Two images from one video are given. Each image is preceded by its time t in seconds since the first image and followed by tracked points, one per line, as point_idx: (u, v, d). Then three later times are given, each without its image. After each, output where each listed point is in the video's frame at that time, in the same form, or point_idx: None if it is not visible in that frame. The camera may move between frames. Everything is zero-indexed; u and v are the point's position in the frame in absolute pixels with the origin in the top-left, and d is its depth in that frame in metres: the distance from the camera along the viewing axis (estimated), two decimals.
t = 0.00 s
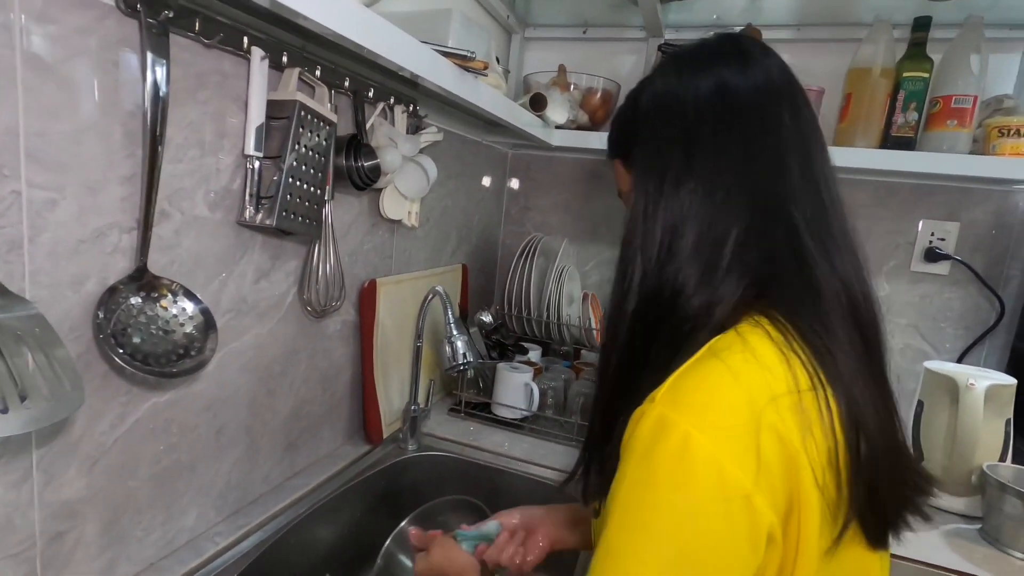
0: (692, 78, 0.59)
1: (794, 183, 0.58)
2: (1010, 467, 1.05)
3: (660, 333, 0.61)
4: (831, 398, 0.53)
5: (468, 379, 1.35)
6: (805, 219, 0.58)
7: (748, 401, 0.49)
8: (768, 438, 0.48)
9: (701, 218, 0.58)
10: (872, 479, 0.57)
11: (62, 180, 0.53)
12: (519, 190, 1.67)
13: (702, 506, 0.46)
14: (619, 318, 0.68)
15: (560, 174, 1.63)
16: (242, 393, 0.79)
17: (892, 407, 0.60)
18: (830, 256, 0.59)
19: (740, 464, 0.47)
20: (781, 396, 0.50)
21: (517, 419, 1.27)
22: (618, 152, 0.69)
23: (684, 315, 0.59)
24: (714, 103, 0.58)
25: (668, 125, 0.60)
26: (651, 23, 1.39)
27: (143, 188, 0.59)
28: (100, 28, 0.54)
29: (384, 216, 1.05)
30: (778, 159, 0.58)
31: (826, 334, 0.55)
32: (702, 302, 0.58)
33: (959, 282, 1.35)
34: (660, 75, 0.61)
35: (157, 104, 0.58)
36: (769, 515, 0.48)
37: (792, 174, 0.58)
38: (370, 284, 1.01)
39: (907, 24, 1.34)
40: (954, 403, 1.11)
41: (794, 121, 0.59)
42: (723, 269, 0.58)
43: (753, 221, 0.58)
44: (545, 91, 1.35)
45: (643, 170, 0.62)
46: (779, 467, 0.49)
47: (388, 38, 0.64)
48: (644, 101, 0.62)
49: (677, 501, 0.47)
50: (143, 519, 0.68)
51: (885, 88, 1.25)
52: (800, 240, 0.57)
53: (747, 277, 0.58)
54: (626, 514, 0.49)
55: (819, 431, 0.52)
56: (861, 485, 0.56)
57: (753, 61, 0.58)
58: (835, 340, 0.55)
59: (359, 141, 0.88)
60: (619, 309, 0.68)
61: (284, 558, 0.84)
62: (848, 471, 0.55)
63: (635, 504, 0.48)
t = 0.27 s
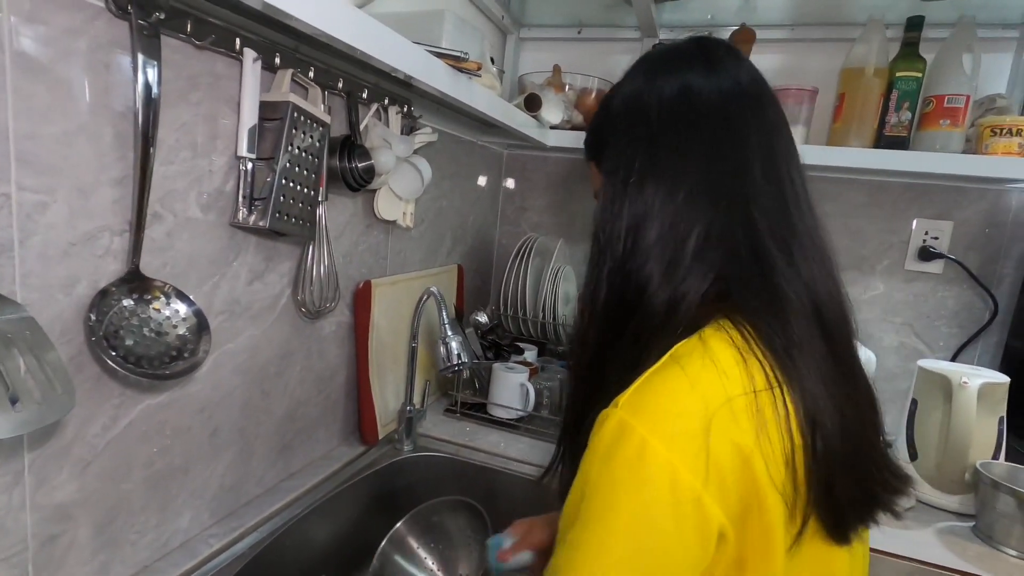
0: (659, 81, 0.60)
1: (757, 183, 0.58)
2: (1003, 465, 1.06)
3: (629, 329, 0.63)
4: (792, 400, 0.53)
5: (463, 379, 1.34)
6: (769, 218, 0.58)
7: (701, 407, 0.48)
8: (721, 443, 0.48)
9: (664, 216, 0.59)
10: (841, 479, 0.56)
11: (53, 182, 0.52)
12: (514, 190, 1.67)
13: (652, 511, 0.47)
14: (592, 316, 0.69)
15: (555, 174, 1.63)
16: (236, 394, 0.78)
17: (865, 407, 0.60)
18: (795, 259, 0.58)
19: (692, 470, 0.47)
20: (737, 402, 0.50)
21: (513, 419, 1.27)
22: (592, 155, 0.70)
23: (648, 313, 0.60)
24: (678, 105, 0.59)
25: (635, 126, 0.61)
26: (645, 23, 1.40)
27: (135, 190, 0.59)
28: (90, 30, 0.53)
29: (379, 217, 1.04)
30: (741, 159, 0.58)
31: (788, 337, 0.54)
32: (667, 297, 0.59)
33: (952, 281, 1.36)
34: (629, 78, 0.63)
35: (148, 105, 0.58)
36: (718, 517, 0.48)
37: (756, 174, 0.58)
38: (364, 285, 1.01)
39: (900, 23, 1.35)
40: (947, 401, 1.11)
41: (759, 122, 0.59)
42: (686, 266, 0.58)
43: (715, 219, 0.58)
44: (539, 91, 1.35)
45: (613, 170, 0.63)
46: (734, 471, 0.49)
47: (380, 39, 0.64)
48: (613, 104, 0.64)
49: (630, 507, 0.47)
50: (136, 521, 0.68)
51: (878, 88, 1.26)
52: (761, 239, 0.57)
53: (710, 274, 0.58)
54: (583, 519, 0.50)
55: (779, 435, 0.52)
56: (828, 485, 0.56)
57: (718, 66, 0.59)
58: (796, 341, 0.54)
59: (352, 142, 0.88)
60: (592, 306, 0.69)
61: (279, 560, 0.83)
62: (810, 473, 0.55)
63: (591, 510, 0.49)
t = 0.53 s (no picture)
0: (631, 91, 0.61)
1: (729, 188, 0.59)
2: (996, 467, 1.06)
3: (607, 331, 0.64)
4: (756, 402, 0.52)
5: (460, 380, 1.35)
6: (739, 224, 0.59)
7: (657, 403, 0.50)
8: (675, 440, 0.49)
9: (639, 219, 0.60)
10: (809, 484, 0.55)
11: (50, 181, 0.52)
12: (512, 191, 1.67)
13: (603, 503, 0.48)
14: (573, 318, 0.70)
15: (553, 175, 1.63)
16: (232, 394, 0.78)
17: (836, 412, 0.59)
18: (765, 265, 0.58)
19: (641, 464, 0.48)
20: (695, 401, 0.51)
21: (509, 420, 1.28)
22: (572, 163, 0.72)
23: (623, 316, 0.61)
24: (649, 113, 0.60)
25: (609, 133, 0.62)
26: (644, 26, 1.40)
27: (133, 189, 0.59)
28: (89, 29, 0.54)
29: (376, 217, 1.05)
30: (712, 165, 0.59)
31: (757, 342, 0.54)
32: (644, 296, 0.60)
33: (948, 284, 1.37)
34: (605, 86, 0.64)
35: (146, 104, 0.58)
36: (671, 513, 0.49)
37: (727, 180, 0.59)
38: (362, 285, 1.01)
39: (897, 28, 1.35)
40: (941, 404, 1.12)
41: (730, 130, 0.60)
42: (660, 267, 0.59)
43: (687, 223, 0.59)
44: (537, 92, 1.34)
45: (590, 176, 0.65)
46: (686, 468, 0.50)
47: (379, 41, 0.65)
48: (589, 113, 0.65)
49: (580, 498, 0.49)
50: (132, 521, 0.68)
51: (875, 92, 1.26)
52: (731, 244, 0.58)
53: (684, 276, 0.59)
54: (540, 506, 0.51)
55: (742, 436, 0.52)
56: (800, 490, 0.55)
57: (688, 77, 0.60)
58: (765, 344, 0.54)
59: (350, 143, 0.88)
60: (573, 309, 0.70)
61: (274, 559, 0.84)
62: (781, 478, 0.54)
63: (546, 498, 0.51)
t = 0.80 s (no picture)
0: (631, 88, 0.62)
1: (721, 189, 0.59)
2: (995, 468, 1.06)
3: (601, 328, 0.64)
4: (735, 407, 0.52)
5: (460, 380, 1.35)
6: (730, 225, 0.59)
7: (632, 402, 0.51)
8: (649, 440, 0.50)
9: (630, 217, 0.60)
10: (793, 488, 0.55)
11: (54, 180, 0.53)
12: (513, 192, 1.67)
13: (572, 496, 0.50)
14: (568, 314, 0.70)
15: (554, 176, 1.64)
16: (234, 393, 0.79)
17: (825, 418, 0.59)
18: (756, 266, 0.58)
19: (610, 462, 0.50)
20: (670, 401, 0.52)
21: (509, 420, 1.28)
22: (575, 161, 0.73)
23: (616, 313, 0.62)
24: (646, 112, 0.61)
25: (607, 130, 0.63)
26: (645, 27, 1.40)
27: (136, 188, 0.59)
28: (92, 28, 0.54)
29: (378, 217, 1.05)
30: (704, 164, 0.59)
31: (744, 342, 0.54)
32: (635, 292, 0.60)
33: (948, 286, 1.37)
34: (607, 84, 0.65)
35: (150, 103, 0.58)
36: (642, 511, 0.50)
37: (720, 181, 0.59)
38: (363, 284, 1.02)
39: (898, 30, 1.36)
40: (941, 405, 1.12)
41: (725, 130, 0.60)
42: (651, 263, 0.59)
43: (677, 222, 0.59)
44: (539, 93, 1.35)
45: (587, 172, 0.66)
46: (659, 468, 0.51)
47: (381, 41, 0.65)
48: (589, 112, 0.66)
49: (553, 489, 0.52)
50: (133, 519, 0.68)
51: (875, 94, 1.27)
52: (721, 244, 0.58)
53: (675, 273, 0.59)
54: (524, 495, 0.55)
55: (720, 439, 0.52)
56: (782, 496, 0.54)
57: (686, 78, 0.61)
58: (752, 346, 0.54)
59: (352, 142, 0.88)
60: (568, 305, 0.70)
61: (275, 558, 0.84)
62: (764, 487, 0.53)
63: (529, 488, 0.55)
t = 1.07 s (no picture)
0: (659, 76, 0.61)
1: (739, 192, 0.58)
2: (1002, 473, 1.06)
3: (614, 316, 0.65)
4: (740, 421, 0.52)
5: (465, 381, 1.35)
6: (745, 225, 0.58)
7: (632, 411, 0.51)
8: (646, 449, 0.51)
9: (645, 217, 0.60)
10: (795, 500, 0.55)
11: (63, 180, 0.53)
12: (517, 193, 1.67)
13: (571, 500, 0.52)
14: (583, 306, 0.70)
15: (559, 177, 1.63)
16: (240, 393, 0.79)
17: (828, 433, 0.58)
18: (766, 272, 0.57)
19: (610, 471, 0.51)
20: (670, 413, 0.52)
21: (513, 422, 1.27)
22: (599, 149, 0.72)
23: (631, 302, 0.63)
24: (669, 105, 0.60)
25: (629, 123, 0.62)
26: (651, 29, 1.40)
27: (145, 188, 0.59)
28: (103, 29, 0.54)
29: (383, 218, 1.05)
30: (723, 166, 0.58)
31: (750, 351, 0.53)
32: (648, 292, 0.61)
33: (954, 289, 1.36)
34: (634, 73, 0.64)
35: (159, 104, 0.58)
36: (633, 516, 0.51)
37: (739, 183, 0.58)
38: (369, 285, 1.02)
39: (905, 32, 1.36)
40: (948, 409, 1.11)
41: (748, 130, 0.58)
42: (664, 265, 0.60)
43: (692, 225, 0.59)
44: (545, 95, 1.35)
45: (605, 165, 0.65)
46: (660, 478, 0.51)
47: (390, 43, 0.65)
48: (616, 96, 0.66)
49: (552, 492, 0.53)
50: (139, 519, 0.68)
51: (882, 96, 1.26)
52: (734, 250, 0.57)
53: (687, 276, 0.59)
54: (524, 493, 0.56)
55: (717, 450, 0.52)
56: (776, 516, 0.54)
57: (716, 67, 0.60)
58: (759, 356, 0.54)
59: (359, 144, 0.89)
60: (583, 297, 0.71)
61: (281, 558, 0.84)
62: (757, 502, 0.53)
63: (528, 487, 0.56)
